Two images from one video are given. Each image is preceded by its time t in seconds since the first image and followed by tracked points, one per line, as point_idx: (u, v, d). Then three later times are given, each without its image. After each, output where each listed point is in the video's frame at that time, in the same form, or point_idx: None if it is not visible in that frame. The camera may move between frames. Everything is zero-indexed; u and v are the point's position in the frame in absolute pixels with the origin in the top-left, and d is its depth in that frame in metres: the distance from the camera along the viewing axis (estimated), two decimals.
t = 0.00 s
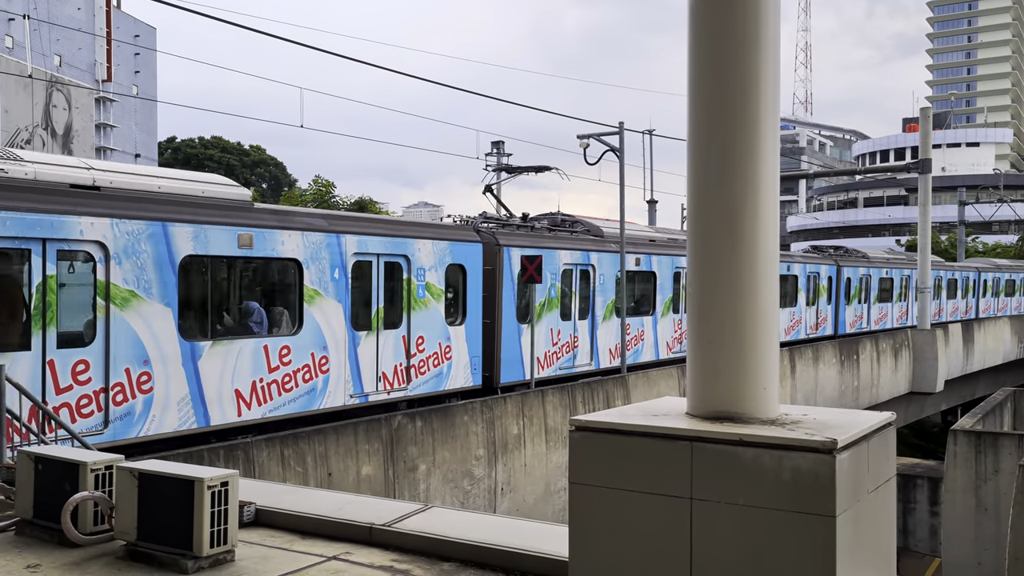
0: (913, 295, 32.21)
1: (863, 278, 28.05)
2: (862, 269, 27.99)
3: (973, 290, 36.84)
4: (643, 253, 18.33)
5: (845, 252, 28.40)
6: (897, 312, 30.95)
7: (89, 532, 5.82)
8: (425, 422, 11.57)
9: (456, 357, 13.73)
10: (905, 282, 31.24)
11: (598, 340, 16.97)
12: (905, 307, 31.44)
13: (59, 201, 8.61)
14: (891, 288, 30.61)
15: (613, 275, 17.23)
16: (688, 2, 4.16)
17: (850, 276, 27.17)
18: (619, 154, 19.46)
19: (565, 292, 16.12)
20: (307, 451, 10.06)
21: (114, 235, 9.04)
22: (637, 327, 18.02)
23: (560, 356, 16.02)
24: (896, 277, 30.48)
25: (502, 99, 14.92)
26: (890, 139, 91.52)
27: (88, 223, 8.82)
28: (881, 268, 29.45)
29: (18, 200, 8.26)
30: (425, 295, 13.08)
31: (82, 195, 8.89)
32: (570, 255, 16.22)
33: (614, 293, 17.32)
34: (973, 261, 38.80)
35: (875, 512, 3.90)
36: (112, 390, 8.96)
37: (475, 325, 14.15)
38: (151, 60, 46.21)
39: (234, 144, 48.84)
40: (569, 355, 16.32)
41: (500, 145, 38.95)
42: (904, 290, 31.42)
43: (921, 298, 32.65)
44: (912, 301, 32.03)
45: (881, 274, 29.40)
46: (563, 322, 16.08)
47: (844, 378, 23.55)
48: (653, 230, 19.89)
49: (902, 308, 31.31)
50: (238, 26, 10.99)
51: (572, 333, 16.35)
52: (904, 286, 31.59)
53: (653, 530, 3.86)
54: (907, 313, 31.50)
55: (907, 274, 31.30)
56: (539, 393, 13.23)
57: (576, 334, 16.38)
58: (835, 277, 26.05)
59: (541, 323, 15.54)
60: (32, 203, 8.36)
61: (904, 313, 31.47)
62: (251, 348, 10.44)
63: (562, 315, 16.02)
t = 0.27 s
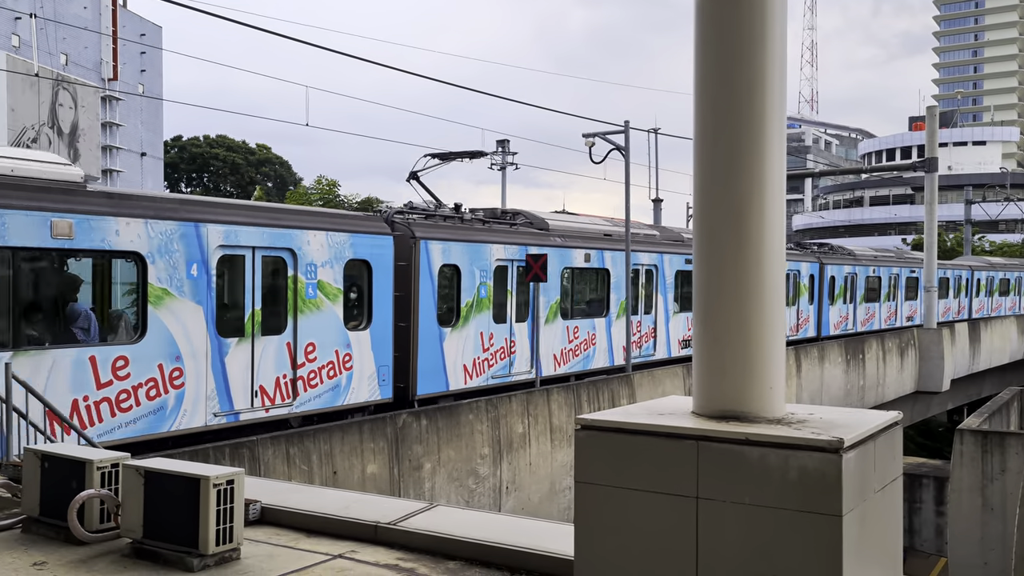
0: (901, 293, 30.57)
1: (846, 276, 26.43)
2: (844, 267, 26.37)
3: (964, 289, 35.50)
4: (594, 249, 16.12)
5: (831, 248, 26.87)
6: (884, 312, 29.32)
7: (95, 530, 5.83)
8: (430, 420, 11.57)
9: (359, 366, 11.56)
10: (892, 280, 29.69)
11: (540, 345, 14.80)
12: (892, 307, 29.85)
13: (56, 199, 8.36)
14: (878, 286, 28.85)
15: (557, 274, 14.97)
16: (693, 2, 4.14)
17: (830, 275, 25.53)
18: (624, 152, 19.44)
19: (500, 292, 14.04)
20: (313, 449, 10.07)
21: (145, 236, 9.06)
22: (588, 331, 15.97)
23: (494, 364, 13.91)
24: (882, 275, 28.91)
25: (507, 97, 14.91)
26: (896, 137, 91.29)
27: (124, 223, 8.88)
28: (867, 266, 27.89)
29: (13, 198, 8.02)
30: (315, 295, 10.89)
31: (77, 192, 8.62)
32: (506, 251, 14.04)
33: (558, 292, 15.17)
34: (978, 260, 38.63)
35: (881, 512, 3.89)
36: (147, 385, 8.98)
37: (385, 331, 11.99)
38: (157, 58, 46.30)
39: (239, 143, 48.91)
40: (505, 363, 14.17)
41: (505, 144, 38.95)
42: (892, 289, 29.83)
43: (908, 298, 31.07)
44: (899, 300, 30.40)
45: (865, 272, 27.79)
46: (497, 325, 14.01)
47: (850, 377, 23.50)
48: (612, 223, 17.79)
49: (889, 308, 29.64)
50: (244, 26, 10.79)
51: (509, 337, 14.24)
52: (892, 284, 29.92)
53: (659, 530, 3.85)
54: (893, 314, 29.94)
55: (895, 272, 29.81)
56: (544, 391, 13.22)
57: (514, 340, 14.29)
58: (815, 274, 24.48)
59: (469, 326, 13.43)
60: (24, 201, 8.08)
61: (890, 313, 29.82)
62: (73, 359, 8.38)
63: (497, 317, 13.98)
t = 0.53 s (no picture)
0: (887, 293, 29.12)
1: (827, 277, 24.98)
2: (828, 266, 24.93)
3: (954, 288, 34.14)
4: (533, 242, 15.03)
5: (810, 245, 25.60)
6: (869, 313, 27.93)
7: (100, 528, 5.84)
8: (434, 419, 11.58)
9: (226, 379, 10.32)
10: (879, 279, 28.25)
11: (466, 351, 13.64)
12: (878, 307, 28.44)
13: (46, 195, 8.57)
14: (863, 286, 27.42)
15: (486, 270, 13.93)
16: None
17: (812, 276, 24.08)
18: (628, 151, 19.42)
19: (414, 293, 12.76)
20: (317, 448, 10.09)
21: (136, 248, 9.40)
22: (527, 334, 14.91)
23: (408, 373, 12.65)
24: (869, 273, 27.54)
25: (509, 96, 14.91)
26: (901, 136, 91.13)
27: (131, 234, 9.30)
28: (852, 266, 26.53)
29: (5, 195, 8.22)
30: (166, 295, 9.68)
31: (65, 188, 8.79)
32: (422, 245, 12.80)
33: (490, 291, 14.08)
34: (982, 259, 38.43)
35: (886, 511, 3.88)
36: (183, 380, 9.78)
37: (264, 338, 10.80)
38: (161, 57, 46.30)
39: (243, 142, 48.88)
40: (422, 371, 12.93)
41: (508, 143, 38.89)
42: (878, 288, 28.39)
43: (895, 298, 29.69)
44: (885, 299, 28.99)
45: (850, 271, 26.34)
46: (411, 329, 12.70)
47: (855, 376, 23.47)
48: (559, 216, 16.53)
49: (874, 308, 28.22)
50: (226, 17, 10.51)
51: (429, 342, 13.03)
52: (878, 283, 28.50)
53: (663, 528, 3.85)
54: (880, 314, 28.54)
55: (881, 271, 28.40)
56: (547, 390, 13.22)
57: (434, 345, 13.09)
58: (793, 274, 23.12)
59: (373, 331, 12.13)
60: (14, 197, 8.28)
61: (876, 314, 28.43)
62: None
63: (409, 321, 12.68)
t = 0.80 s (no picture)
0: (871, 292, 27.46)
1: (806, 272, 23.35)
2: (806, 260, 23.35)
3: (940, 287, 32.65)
4: (458, 234, 13.32)
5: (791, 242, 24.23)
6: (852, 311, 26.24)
7: (104, 525, 5.85)
8: (438, 416, 11.58)
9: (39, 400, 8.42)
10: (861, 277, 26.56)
11: (371, 358, 11.86)
12: (863, 306, 26.73)
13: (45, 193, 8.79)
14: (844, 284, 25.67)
15: (397, 266, 12.22)
16: None
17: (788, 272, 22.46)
18: (633, 148, 19.40)
19: (303, 291, 11.04)
20: (321, 445, 10.10)
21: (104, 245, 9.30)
22: (452, 338, 13.19)
23: (296, 386, 10.86)
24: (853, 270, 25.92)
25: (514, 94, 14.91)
26: (906, 134, 90.92)
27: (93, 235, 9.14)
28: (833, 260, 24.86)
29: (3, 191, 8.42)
30: None
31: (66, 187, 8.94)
32: (312, 236, 11.08)
33: (403, 289, 12.38)
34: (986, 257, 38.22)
35: (891, 509, 3.87)
36: None
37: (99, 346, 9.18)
38: (166, 55, 46.34)
39: (247, 140, 48.91)
40: (317, 383, 11.15)
41: (512, 140, 38.88)
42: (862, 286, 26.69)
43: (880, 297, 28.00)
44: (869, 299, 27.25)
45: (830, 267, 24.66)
46: (301, 333, 10.93)
47: (860, 374, 23.43)
48: (495, 206, 14.87)
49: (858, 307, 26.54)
50: (233, 14, 10.63)
51: (325, 348, 11.27)
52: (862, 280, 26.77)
53: (667, 526, 3.85)
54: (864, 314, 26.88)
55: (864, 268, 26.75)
56: (552, 388, 13.22)
57: (331, 351, 11.31)
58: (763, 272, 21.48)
59: (247, 336, 10.33)
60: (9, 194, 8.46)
61: (860, 314, 26.74)
62: None
63: (298, 323, 10.89)
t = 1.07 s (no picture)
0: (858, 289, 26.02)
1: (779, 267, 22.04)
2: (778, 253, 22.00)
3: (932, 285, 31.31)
4: (363, 225, 11.65)
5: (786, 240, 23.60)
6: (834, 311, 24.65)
7: (109, 522, 5.87)
8: (442, 415, 11.58)
9: None
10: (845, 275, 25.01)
11: (249, 369, 10.24)
12: (846, 306, 25.21)
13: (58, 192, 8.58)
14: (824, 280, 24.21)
15: (282, 261, 10.56)
16: None
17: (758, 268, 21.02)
18: (637, 146, 19.38)
19: (149, 288, 9.33)
20: (325, 443, 10.11)
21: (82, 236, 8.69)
22: (355, 345, 11.53)
23: (144, 403, 9.21)
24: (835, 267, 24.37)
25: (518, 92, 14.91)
26: (912, 131, 90.69)
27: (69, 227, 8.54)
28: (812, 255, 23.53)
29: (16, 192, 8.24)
30: None
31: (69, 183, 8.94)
32: (168, 227, 9.42)
33: (290, 289, 10.72)
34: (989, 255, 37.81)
35: (896, 509, 3.86)
36: None
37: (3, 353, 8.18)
38: (170, 53, 46.44)
39: (252, 138, 48.98)
40: (175, 399, 9.53)
41: (516, 138, 38.87)
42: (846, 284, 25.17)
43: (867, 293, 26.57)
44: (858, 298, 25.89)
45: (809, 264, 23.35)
46: (150, 341, 9.29)
47: (864, 372, 23.38)
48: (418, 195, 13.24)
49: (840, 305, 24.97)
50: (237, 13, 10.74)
51: (186, 359, 9.63)
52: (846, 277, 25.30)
53: (671, 525, 3.84)
54: (848, 314, 25.36)
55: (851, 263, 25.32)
56: (556, 386, 13.21)
57: (193, 361, 9.67)
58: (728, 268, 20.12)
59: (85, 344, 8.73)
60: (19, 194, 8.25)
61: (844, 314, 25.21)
62: None
63: (144, 328, 9.23)
